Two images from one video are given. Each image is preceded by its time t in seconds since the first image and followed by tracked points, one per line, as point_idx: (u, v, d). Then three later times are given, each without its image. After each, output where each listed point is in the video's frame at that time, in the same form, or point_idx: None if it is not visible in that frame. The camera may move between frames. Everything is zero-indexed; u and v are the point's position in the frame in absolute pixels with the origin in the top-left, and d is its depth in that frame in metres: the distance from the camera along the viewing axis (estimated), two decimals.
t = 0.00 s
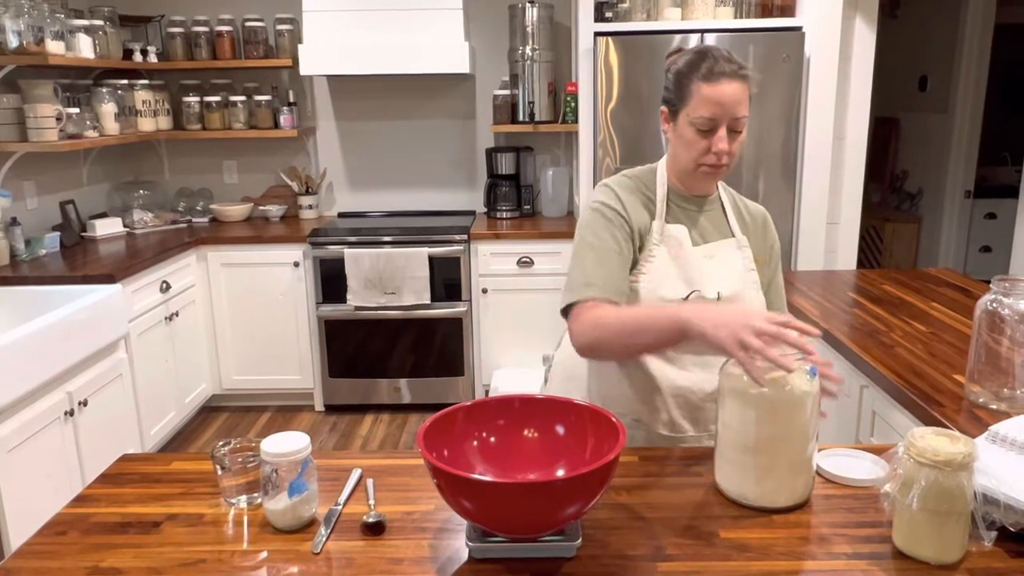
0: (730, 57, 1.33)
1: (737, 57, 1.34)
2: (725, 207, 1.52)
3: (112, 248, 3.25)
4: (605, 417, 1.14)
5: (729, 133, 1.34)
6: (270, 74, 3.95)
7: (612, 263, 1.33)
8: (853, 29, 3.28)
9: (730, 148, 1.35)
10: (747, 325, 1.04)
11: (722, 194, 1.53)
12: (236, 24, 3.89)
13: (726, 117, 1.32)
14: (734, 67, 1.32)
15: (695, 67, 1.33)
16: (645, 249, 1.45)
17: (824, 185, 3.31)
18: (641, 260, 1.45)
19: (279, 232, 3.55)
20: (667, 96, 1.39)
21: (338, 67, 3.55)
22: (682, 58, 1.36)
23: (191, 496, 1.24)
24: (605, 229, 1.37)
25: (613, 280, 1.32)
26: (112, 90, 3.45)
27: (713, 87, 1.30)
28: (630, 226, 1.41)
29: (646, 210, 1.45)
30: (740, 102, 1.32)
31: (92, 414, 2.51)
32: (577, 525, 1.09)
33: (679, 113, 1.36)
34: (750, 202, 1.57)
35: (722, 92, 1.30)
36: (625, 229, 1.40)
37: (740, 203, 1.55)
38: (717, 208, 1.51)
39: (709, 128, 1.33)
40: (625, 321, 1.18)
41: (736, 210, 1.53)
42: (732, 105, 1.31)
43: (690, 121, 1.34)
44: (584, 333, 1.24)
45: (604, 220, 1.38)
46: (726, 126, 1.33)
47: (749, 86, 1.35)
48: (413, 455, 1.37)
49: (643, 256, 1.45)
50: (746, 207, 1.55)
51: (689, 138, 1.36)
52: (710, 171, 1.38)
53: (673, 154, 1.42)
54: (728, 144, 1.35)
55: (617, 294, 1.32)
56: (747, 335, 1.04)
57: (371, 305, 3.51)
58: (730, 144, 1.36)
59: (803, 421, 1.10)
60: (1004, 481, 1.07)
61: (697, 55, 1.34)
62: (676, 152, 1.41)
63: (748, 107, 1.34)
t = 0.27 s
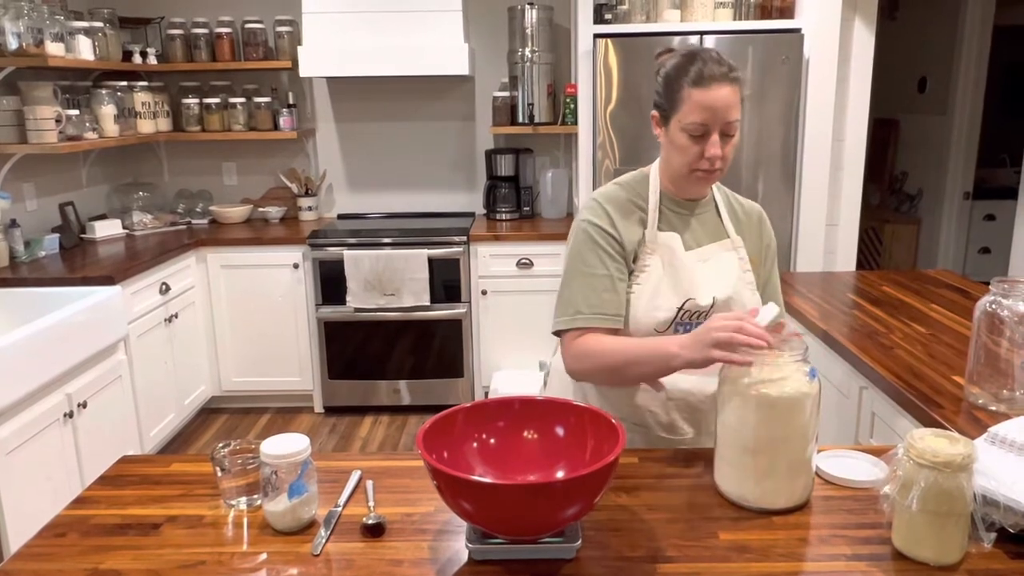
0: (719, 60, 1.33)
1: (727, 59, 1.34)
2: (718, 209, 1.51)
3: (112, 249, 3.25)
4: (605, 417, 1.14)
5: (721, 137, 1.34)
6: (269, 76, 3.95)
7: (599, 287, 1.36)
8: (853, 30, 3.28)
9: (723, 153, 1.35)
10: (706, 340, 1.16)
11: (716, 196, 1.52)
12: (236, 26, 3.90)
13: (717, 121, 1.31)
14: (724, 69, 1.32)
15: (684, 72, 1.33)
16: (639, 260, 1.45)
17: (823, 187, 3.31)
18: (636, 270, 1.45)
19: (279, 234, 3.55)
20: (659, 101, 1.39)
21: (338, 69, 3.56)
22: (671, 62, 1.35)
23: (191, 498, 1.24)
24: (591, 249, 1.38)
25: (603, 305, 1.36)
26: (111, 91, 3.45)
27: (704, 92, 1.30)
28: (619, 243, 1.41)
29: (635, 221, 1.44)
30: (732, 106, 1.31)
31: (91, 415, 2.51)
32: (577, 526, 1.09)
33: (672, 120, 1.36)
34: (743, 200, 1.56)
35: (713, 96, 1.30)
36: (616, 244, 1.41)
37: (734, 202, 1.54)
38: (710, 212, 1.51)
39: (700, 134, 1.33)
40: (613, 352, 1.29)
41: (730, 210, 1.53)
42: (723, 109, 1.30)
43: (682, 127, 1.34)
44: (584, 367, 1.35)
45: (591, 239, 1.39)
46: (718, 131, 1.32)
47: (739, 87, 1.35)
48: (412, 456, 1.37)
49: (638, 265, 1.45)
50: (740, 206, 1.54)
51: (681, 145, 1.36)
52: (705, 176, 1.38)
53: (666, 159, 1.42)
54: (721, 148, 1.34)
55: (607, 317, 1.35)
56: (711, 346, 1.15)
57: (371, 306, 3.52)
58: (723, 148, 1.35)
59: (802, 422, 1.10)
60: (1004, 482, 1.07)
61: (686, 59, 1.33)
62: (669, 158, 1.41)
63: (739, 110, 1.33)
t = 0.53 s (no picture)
0: (711, 61, 1.34)
1: (719, 60, 1.35)
2: (714, 210, 1.51)
3: (111, 251, 3.25)
4: (605, 420, 1.14)
5: (716, 139, 1.34)
6: (269, 78, 3.96)
7: (584, 294, 1.39)
8: (852, 32, 3.28)
9: (717, 155, 1.35)
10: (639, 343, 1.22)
11: (712, 197, 1.51)
12: (236, 28, 3.90)
13: (711, 123, 1.32)
14: (716, 71, 1.33)
15: (677, 75, 1.34)
16: (634, 264, 1.45)
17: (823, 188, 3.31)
18: (630, 274, 1.45)
19: (278, 235, 3.55)
20: (652, 104, 1.40)
21: (338, 71, 3.56)
22: (663, 64, 1.37)
23: (191, 500, 1.24)
24: (578, 257, 1.40)
25: (585, 313, 1.39)
26: (111, 93, 3.45)
27: (697, 94, 1.31)
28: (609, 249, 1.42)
29: (627, 227, 1.45)
30: (726, 107, 1.32)
31: (91, 416, 2.51)
32: (576, 528, 1.09)
33: (665, 122, 1.37)
34: (740, 202, 1.55)
35: (706, 98, 1.31)
36: (608, 250, 1.41)
37: (730, 204, 1.53)
38: (707, 212, 1.50)
39: (694, 136, 1.34)
40: (580, 360, 1.35)
41: (727, 210, 1.52)
42: (716, 112, 1.31)
43: (676, 129, 1.35)
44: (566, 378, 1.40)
45: (579, 246, 1.41)
46: (712, 133, 1.33)
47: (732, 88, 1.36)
48: (411, 458, 1.37)
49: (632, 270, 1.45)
50: (737, 208, 1.53)
51: (676, 148, 1.36)
52: (700, 178, 1.38)
53: (661, 162, 1.42)
54: (716, 150, 1.35)
55: (591, 325, 1.38)
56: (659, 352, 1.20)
57: (370, 308, 3.52)
58: (717, 150, 1.36)
59: (801, 424, 1.10)
60: (1003, 484, 1.07)
61: (678, 62, 1.35)
62: (662, 160, 1.41)
63: (733, 111, 1.34)
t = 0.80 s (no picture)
0: (701, 62, 1.33)
1: (709, 60, 1.34)
2: (710, 210, 1.50)
3: (111, 253, 3.25)
4: (604, 421, 1.14)
5: (706, 139, 1.34)
6: (269, 79, 3.96)
7: (579, 295, 1.38)
8: (851, 33, 3.28)
9: (708, 154, 1.35)
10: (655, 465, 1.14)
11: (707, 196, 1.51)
12: (235, 29, 3.90)
13: (701, 124, 1.32)
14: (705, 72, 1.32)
15: (667, 77, 1.34)
16: (628, 266, 1.45)
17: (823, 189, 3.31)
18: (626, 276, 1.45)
19: (278, 237, 3.55)
20: (643, 105, 1.40)
21: (337, 73, 3.56)
22: (654, 66, 1.36)
23: (190, 502, 1.24)
24: (574, 259, 1.40)
25: (582, 313, 1.37)
26: (110, 94, 3.45)
27: (685, 97, 1.31)
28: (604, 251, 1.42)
29: (622, 229, 1.45)
30: (716, 107, 1.32)
31: (90, 418, 2.51)
32: (576, 529, 1.09)
33: (655, 123, 1.37)
34: (737, 202, 1.55)
35: (695, 99, 1.31)
36: (603, 252, 1.41)
37: (727, 203, 1.53)
38: (703, 212, 1.50)
39: (684, 137, 1.34)
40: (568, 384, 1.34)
41: (723, 211, 1.52)
42: (705, 114, 1.31)
43: (666, 130, 1.35)
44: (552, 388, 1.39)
45: (575, 247, 1.40)
46: (701, 134, 1.33)
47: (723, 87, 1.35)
48: (411, 460, 1.37)
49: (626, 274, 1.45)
50: (733, 208, 1.53)
51: (666, 149, 1.37)
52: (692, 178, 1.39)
53: (653, 162, 1.43)
54: (707, 150, 1.35)
55: (585, 327, 1.37)
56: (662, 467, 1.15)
57: (370, 309, 3.52)
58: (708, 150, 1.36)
59: (800, 425, 1.10)
60: (1001, 485, 1.07)
61: (668, 63, 1.34)
62: (655, 161, 1.42)
63: (724, 111, 1.34)
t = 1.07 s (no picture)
0: (691, 63, 1.33)
1: (700, 61, 1.34)
2: (708, 210, 1.50)
3: (111, 253, 3.25)
4: (604, 422, 1.14)
5: (698, 139, 1.34)
6: (268, 80, 3.96)
7: (577, 291, 1.37)
8: (851, 34, 3.28)
9: (699, 154, 1.35)
10: (708, 340, 1.13)
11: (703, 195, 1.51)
12: (235, 29, 3.90)
13: (691, 124, 1.32)
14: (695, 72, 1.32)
15: (657, 78, 1.34)
16: (624, 264, 1.44)
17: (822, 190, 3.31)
18: (622, 274, 1.44)
19: (278, 237, 3.55)
20: (635, 106, 1.41)
21: (337, 73, 3.56)
22: (645, 68, 1.37)
23: (189, 502, 1.24)
24: (570, 257, 1.39)
25: (580, 309, 1.36)
26: (110, 95, 3.45)
27: (674, 97, 1.31)
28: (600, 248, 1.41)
29: (618, 227, 1.44)
30: (706, 107, 1.32)
31: (90, 418, 2.51)
32: (575, 530, 1.09)
33: (647, 123, 1.37)
34: (733, 202, 1.55)
35: (684, 99, 1.30)
36: (599, 250, 1.41)
37: (723, 202, 1.53)
38: (700, 211, 1.50)
39: (675, 137, 1.34)
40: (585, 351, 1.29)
41: (720, 210, 1.52)
42: (694, 113, 1.31)
43: (657, 131, 1.35)
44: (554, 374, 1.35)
45: (570, 246, 1.40)
46: (692, 134, 1.33)
47: (715, 87, 1.35)
48: (411, 460, 1.37)
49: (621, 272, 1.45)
50: (729, 207, 1.54)
51: (658, 149, 1.37)
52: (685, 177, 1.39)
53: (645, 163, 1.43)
54: (698, 149, 1.35)
55: (584, 322, 1.35)
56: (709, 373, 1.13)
57: (370, 310, 3.52)
58: (700, 150, 1.36)
59: (798, 426, 1.10)
60: (1000, 486, 1.07)
61: (658, 64, 1.35)
62: (647, 162, 1.42)
63: (715, 110, 1.33)
